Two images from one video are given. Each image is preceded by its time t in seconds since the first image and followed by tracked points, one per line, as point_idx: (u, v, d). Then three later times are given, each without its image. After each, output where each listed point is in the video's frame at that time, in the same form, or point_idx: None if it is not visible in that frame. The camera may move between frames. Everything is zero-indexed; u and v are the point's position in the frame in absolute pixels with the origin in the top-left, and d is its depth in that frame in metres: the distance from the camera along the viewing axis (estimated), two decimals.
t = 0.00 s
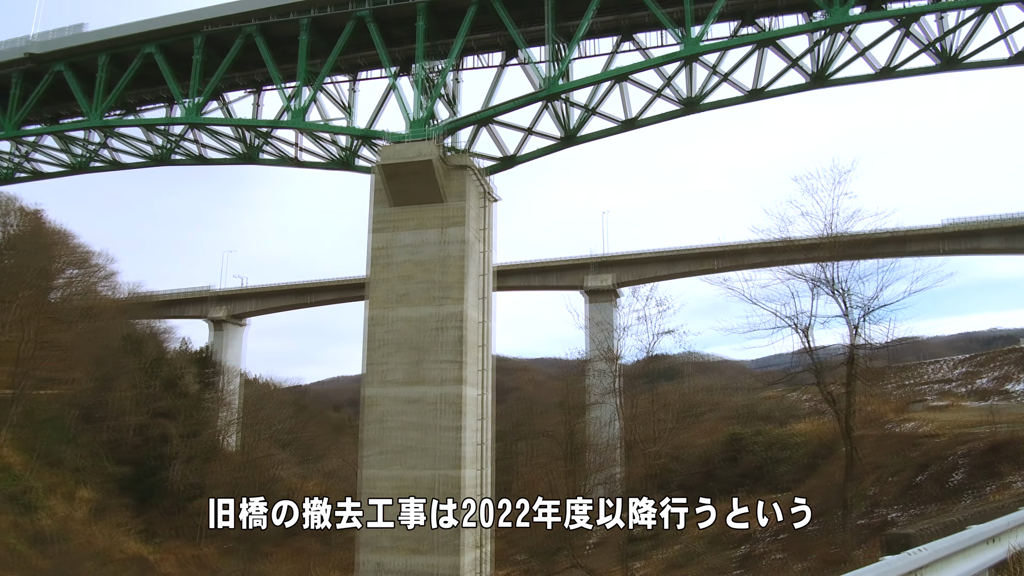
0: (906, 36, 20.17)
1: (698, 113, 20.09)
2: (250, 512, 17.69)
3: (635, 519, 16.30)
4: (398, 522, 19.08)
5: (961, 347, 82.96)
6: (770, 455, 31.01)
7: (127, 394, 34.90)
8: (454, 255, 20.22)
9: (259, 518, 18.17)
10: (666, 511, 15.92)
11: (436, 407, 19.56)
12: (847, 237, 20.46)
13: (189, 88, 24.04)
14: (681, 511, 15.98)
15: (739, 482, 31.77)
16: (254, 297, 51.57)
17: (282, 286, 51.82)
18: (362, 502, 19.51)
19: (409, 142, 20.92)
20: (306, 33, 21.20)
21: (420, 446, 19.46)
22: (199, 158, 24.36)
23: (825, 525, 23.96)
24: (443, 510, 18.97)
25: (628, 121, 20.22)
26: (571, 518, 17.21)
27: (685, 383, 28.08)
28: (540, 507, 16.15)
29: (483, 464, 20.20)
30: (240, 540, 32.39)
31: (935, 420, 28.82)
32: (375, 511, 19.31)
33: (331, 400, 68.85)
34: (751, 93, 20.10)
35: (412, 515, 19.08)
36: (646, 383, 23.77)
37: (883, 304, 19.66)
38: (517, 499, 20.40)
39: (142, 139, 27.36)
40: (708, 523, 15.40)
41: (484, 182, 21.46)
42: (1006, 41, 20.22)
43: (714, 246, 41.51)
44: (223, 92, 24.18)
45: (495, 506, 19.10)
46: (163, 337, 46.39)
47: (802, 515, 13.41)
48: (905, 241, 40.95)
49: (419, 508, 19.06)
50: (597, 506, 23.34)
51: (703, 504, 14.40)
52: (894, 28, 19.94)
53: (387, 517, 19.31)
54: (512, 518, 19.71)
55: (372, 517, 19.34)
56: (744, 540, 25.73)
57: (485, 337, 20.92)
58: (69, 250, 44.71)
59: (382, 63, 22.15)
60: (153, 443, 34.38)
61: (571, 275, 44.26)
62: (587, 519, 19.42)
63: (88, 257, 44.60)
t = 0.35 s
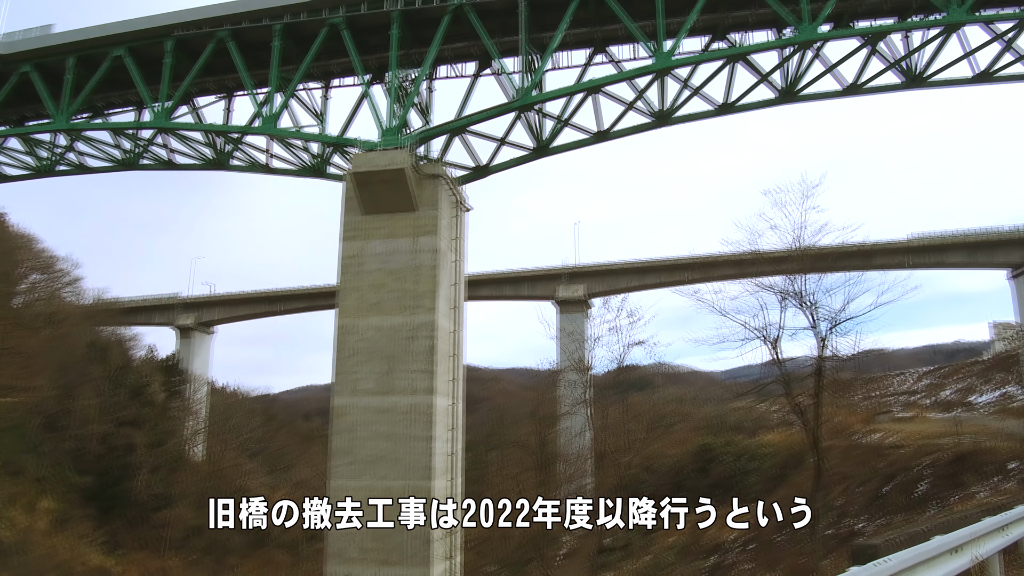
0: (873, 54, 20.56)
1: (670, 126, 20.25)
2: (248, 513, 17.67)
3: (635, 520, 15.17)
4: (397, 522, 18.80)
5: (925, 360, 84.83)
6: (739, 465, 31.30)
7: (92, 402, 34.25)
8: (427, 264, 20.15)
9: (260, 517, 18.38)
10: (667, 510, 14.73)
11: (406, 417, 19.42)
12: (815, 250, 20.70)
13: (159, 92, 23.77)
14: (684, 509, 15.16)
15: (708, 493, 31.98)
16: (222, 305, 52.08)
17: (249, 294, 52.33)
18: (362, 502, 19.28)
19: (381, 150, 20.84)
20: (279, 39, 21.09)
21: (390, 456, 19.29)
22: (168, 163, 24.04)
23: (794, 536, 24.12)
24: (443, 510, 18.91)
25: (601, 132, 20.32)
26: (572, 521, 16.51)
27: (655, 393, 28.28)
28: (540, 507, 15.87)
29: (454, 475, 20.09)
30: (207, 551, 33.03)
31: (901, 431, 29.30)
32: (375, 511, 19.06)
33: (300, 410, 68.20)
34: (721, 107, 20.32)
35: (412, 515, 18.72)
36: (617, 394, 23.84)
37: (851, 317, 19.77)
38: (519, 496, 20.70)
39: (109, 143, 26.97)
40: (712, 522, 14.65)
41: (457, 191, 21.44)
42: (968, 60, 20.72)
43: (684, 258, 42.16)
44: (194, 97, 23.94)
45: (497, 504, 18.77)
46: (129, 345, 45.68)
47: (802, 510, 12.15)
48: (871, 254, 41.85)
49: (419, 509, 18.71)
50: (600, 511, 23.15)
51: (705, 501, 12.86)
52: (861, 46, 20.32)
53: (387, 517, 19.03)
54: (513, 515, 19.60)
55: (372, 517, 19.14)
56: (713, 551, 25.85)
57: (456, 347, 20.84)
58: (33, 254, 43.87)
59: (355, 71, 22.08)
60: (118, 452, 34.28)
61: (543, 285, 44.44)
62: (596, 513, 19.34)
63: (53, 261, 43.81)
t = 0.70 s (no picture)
0: (847, 73, 20.88)
1: (647, 141, 20.39)
2: (248, 513, 18.11)
3: (635, 519, 15.68)
4: (398, 522, 18.58)
5: (898, 376, 86.07)
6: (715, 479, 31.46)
7: (63, 414, 33.48)
8: (404, 277, 20.08)
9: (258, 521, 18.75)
10: (667, 510, 15.18)
11: (382, 431, 19.27)
12: (790, 265, 20.87)
13: (135, 99, 23.56)
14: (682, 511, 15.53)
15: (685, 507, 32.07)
16: (197, 316, 52.68)
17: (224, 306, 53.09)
18: (362, 502, 18.99)
19: (360, 162, 20.79)
20: (258, 49, 21.02)
21: (366, 470, 19.12)
22: (143, 171, 23.78)
23: (769, 549, 24.20)
24: (442, 510, 19.54)
25: (579, 147, 20.42)
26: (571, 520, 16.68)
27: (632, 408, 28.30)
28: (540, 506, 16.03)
29: (430, 489, 19.93)
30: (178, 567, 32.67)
31: (874, 445, 29.63)
32: (375, 511, 18.79)
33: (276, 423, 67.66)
34: (698, 123, 20.51)
35: (412, 515, 18.65)
36: (595, 408, 23.89)
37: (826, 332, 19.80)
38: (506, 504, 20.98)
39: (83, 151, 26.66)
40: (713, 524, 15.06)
41: (435, 204, 21.43)
42: (939, 81, 21.11)
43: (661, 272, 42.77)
44: (170, 106, 23.76)
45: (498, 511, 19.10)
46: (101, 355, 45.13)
47: (800, 513, 12.52)
48: (845, 270, 42.54)
49: (419, 509, 18.68)
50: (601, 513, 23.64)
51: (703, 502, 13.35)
52: (835, 65, 20.65)
53: (387, 518, 18.81)
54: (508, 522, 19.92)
55: (372, 517, 18.88)
56: (690, 565, 25.89)
57: (433, 360, 20.76)
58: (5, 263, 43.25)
59: (334, 82, 22.05)
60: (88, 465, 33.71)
61: (521, 298, 44.70)
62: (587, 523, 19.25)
63: (25, 270, 43.21)
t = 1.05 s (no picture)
0: (825, 94, 21.18)
1: (628, 159, 20.52)
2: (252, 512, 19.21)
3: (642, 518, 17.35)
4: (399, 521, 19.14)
5: (877, 394, 86.94)
6: (695, 496, 31.57)
7: (36, 428, 32.84)
8: (385, 292, 20.01)
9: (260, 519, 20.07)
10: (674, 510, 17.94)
11: (362, 447, 19.11)
12: (770, 283, 21.01)
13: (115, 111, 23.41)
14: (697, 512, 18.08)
15: (665, 524, 32.09)
16: (174, 330, 52.57)
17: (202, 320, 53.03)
18: (362, 502, 18.79)
19: (342, 176, 20.77)
20: (241, 62, 20.98)
21: (344, 487, 18.95)
22: (122, 184, 23.60)
23: (749, 567, 24.22)
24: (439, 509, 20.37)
25: (561, 164, 20.50)
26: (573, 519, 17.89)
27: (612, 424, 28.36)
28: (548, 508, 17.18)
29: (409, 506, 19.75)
30: None
31: (853, 462, 29.88)
32: (375, 510, 18.62)
33: (253, 439, 67.01)
34: (679, 141, 20.69)
35: (412, 514, 19.41)
36: (575, 424, 23.94)
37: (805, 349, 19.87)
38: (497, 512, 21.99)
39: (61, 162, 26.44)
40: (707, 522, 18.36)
41: (417, 219, 21.41)
42: (915, 103, 21.46)
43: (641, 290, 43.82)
44: (150, 118, 23.65)
45: (499, 511, 21.76)
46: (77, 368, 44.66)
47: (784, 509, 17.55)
48: (823, 289, 43.09)
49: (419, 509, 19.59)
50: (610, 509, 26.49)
51: (705, 503, 17.48)
52: (813, 86, 20.94)
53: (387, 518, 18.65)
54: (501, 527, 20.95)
55: (372, 517, 18.68)
56: None
57: (413, 376, 20.66)
58: None
59: (316, 97, 22.06)
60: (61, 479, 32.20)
61: (501, 315, 45.34)
62: (588, 525, 21.86)
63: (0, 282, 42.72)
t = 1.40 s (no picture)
0: (806, 116, 21.45)
1: (611, 178, 20.64)
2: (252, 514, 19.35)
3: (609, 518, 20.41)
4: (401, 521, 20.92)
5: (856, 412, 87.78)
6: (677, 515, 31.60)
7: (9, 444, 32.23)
8: (367, 309, 19.93)
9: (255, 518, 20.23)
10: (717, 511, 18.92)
11: (341, 465, 18.95)
12: (751, 302, 21.15)
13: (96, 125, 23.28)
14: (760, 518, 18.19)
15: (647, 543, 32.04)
16: (152, 345, 52.24)
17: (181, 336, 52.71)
18: (362, 502, 18.63)
19: (325, 193, 20.77)
20: (225, 77, 20.96)
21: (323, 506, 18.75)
22: (102, 197, 23.45)
23: None
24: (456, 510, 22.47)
25: (544, 182, 20.60)
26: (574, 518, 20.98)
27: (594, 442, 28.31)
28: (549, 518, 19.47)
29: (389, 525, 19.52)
30: None
31: (834, 480, 30.04)
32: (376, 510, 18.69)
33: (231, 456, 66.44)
34: (661, 161, 20.87)
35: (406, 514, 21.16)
36: (557, 443, 23.94)
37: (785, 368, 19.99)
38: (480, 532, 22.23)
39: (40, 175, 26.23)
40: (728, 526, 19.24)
41: (399, 236, 21.41)
42: (893, 126, 21.80)
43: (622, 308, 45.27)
44: (132, 131, 23.55)
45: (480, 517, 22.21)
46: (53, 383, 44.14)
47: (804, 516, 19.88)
48: (804, 308, 43.60)
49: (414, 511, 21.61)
50: (620, 508, 29.96)
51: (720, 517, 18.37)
52: (794, 108, 21.20)
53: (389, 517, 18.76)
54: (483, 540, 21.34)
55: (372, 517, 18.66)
56: None
57: (395, 393, 20.54)
58: None
59: (300, 112, 22.11)
60: (35, 498, 31.41)
61: (484, 332, 46.76)
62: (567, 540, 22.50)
63: None
